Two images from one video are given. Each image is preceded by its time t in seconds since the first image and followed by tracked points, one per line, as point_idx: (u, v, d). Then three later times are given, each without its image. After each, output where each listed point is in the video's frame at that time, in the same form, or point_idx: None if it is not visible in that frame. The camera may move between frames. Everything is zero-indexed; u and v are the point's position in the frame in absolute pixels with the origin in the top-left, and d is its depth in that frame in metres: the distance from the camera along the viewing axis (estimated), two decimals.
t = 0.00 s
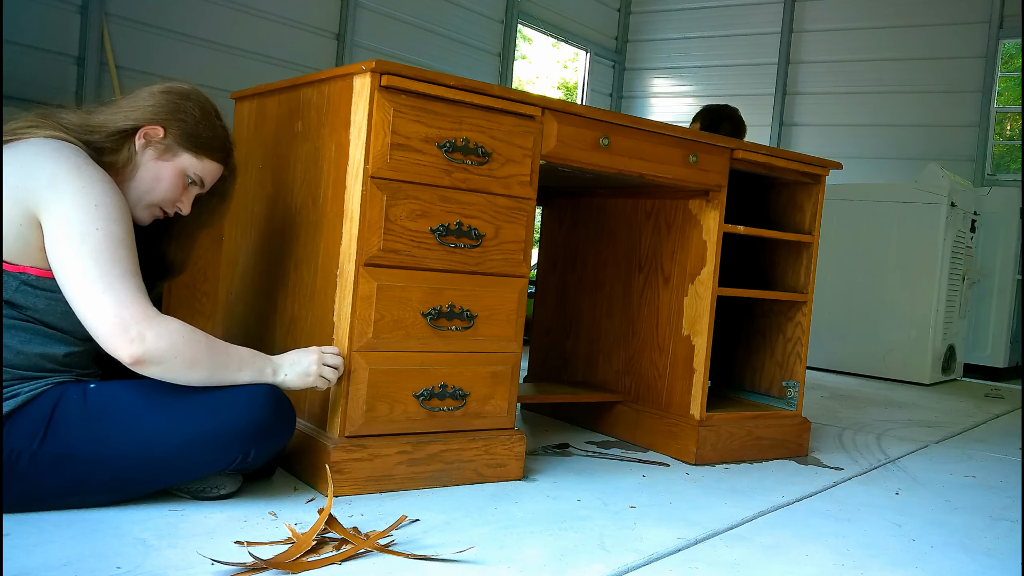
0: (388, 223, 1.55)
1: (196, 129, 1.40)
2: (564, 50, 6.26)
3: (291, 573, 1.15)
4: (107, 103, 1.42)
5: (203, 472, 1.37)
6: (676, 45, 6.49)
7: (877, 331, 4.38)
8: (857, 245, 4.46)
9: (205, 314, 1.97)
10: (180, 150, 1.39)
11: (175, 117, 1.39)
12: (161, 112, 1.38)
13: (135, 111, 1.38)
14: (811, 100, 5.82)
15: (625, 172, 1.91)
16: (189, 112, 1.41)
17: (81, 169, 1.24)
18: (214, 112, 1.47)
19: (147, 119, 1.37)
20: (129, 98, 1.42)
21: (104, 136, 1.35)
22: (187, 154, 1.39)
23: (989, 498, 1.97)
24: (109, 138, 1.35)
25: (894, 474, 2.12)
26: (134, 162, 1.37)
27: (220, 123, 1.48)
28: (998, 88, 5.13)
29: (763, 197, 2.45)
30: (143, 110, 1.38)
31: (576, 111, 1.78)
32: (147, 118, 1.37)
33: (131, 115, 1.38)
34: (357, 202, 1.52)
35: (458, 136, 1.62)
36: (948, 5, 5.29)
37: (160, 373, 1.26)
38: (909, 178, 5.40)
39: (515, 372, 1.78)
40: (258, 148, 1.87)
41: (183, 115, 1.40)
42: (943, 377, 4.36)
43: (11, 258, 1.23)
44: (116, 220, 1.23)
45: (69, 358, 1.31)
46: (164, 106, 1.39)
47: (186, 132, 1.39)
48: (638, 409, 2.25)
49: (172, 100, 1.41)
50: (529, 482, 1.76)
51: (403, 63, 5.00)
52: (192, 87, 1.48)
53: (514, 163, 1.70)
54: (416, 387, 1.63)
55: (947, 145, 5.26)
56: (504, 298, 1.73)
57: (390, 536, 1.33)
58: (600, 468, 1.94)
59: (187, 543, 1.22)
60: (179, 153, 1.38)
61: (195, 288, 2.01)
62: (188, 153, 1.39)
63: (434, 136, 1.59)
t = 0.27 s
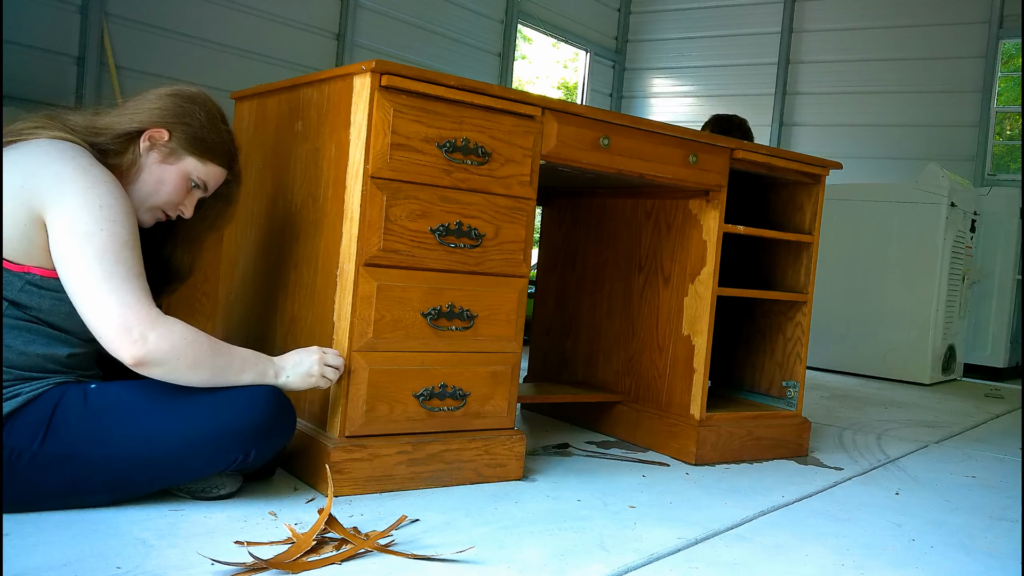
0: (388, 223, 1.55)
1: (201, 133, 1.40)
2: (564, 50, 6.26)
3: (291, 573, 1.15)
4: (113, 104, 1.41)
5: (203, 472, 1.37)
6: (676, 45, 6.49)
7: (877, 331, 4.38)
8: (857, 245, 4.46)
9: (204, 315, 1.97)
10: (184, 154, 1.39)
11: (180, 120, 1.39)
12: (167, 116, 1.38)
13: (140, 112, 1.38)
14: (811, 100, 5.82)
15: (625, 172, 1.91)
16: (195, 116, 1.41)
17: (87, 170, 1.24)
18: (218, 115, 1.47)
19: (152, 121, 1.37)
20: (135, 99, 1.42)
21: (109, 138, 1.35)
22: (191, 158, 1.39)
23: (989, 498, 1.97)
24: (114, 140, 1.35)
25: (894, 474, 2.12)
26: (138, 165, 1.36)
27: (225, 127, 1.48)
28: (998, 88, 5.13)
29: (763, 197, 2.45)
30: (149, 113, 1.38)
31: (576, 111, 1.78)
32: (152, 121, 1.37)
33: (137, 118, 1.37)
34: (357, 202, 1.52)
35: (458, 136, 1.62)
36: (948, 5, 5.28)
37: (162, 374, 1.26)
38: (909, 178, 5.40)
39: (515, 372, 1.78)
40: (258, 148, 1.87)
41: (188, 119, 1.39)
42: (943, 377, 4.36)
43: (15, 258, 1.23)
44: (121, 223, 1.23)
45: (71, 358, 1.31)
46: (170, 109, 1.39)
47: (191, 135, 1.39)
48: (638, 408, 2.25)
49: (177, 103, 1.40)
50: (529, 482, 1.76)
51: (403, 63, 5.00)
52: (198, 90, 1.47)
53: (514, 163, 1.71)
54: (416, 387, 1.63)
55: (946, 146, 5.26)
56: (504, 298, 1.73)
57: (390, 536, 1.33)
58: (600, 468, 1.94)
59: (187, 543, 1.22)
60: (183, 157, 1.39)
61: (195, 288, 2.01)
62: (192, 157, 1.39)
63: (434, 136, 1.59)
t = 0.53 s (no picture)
0: (388, 223, 1.55)
1: (201, 133, 1.40)
2: (564, 50, 6.26)
3: (291, 572, 1.15)
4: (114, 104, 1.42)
5: (203, 473, 1.37)
6: (676, 45, 6.49)
7: (877, 331, 4.39)
8: (857, 245, 4.46)
9: (205, 314, 1.98)
10: (184, 154, 1.39)
11: (180, 121, 1.38)
12: (166, 116, 1.38)
13: (140, 112, 1.38)
14: (811, 100, 5.82)
15: (625, 172, 1.91)
16: (194, 116, 1.41)
17: (87, 170, 1.25)
18: (218, 115, 1.47)
19: (151, 121, 1.37)
20: (135, 99, 1.42)
21: (109, 138, 1.35)
22: (190, 158, 1.39)
23: (989, 497, 1.97)
24: (114, 140, 1.35)
25: (894, 474, 2.12)
26: (137, 164, 1.37)
27: (225, 127, 1.48)
28: (998, 88, 5.13)
29: (763, 197, 2.45)
30: (149, 112, 1.38)
31: (576, 111, 1.78)
32: (152, 121, 1.37)
33: (136, 117, 1.37)
34: (357, 202, 1.52)
35: (458, 136, 1.62)
36: (948, 5, 5.29)
37: (164, 374, 1.26)
38: (909, 178, 5.40)
39: (515, 372, 1.78)
40: (258, 149, 1.87)
41: (188, 120, 1.39)
42: (943, 377, 4.36)
43: (15, 258, 1.23)
44: (121, 221, 1.23)
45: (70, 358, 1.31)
46: (170, 109, 1.39)
47: (191, 135, 1.39)
48: (638, 408, 2.25)
49: (178, 103, 1.41)
50: (529, 482, 1.76)
51: (403, 63, 5.00)
52: (198, 90, 1.48)
53: (514, 163, 1.70)
54: (416, 387, 1.63)
55: (946, 146, 5.26)
56: (504, 298, 1.73)
57: (390, 536, 1.33)
58: (601, 469, 1.94)
59: (186, 543, 1.22)
60: (183, 157, 1.39)
61: (195, 288, 2.01)
62: (192, 157, 1.39)
63: (434, 136, 1.59)
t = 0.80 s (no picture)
0: (388, 223, 1.55)
1: (211, 134, 1.40)
2: (564, 50, 6.26)
3: (291, 572, 1.15)
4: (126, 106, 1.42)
5: (203, 475, 1.37)
6: (676, 45, 6.49)
7: (877, 331, 4.39)
8: (857, 245, 4.46)
9: (204, 314, 1.98)
10: (193, 155, 1.39)
11: (189, 122, 1.39)
12: (177, 117, 1.38)
13: (151, 113, 1.38)
14: (811, 100, 5.82)
15: (625, 172, 1.91)
16: (203, 117, 1.41)
17: (92, 165, 1.25)
18: (229, 117, 1.47)
19: (161, 122, 1.37)
20: (148, 101, 1.42)
21: (120, 139, 1.35)
22: (199, 158, 1.39)
23: (989, 498, 1.97)
24: (124, 140, 1.35)
25: (894, 474, 2.12)
26: (147, 165, 1.37)
27: (235, 129, 1.48)
28: (998, 88, 5.13)
29: (763, 197, 2.45)
30: (160, 114, 1.38)
31: (577, 111, 1.78)
32: (162, 122, 1.37)
33: (147, 119, 1.38)
34: (357, 202, 1.52)
35: (458, 136, 1.62)
36: (948, 5, 5.29)
37: (168, 371, 1.26)
38: (908, 178, 5.40)
39: (515, 372, 1.78)
40: (258, 148, 1.87)
41: (198, 121, 1.39)
42: (943, 377, 4.36)
43: (20, 252, 1.23)
44: (127, 220, 1.22)
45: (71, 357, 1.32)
46: (181, 110, 1.39)
47: (200, 137, 1.39)
48: (638, 409, 2.25)
49: (188, 102, 1.41)
50: (529, 482, 1.76)
51: (403, 63, 5.00)
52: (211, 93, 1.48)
53: (514, 163, 1.70)
54: (416, 387, 1.63)
55: (946, 146, 5.26)
56: (504, 298, 1.73)
57: (390, 536, 1.33)
58: (600, 468, 1.94)
59: (187, 543, 1.22)
60: (191, 157, 1.39)
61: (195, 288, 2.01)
62: (201, 158, 1.39)
63: (434, 136, 1.59)
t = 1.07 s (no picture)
0: (388, 223, 1.55)
1: (202, 129, 1.40)
2: (564, 50, 6.26)
3: (291, 573, 1.15)
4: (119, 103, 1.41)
5: (203, 472, 1.37)
6: (676, 45, 6.49)
7: (877, 331, 4.39)
8: (857, 245, 4.46)
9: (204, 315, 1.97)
10: (183, 149, 1.39)
11: (181, 117, 1.39)
12: (169, 112, 1.38)
13: (143, 109, 1.38)
14: (811, 100, 5.82)
15: (625, 172, 1.91)
16: (195, 113, 1.41)
17: (81, 151, 1.26)
18: (221, 113, 1.47)
19: (153, 117, 1.37)
20: (141, 97, 1.42)
21: (111, 133, 1.35)
22: (190, 153, 1.39)
23: (989, 498, 1.97)
24: (116, 135, 1.35)
25: (894, 475, 2.12)
26: (138, 160, 1.36)
27: (227, 125, 1.48)
28: (998, 88, 5.13)
29: (763, 197, 2.45)
30: (152, 109, 1.38)
31: (576, 111, 1.78)
32: (153, 117, 1.37)
33: (138, 113, 1.38)
34: (357, 202, 1.52)
35: (458, 136, 1.62)
36: (948, 5, 5.29)
37: (170, 359, 1.28)
38: (909, 178, 5.40)
39: (515, 372, 1.78)
40: (258, 149, 1.87)
41: (190, 117, 1.40)
42: (943, 377, 4.36)
43: (17, 240, 1.23)
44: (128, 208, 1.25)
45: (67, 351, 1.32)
46: (174, 106, 1.39)
47: (191, 132, 1.39)
48: (638, 408, 2.25)
49: (180, 97, 1.41)
50: (529, 482, 1.76)
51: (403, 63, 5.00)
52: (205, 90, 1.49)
53: (514, 163, 1.70)
54: (416, 387, 1.63)
55: (946, 146, 5.26)
56: (504, 298, 1.73)
57: (390, 536, 1.33)
58: (600, 468, 1.94)
59: (187, 543, 1.22)
60: (182, 151, 1.39)
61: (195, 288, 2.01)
62: (192, 153, 1.39)
63: (434, 136, 1.59)
